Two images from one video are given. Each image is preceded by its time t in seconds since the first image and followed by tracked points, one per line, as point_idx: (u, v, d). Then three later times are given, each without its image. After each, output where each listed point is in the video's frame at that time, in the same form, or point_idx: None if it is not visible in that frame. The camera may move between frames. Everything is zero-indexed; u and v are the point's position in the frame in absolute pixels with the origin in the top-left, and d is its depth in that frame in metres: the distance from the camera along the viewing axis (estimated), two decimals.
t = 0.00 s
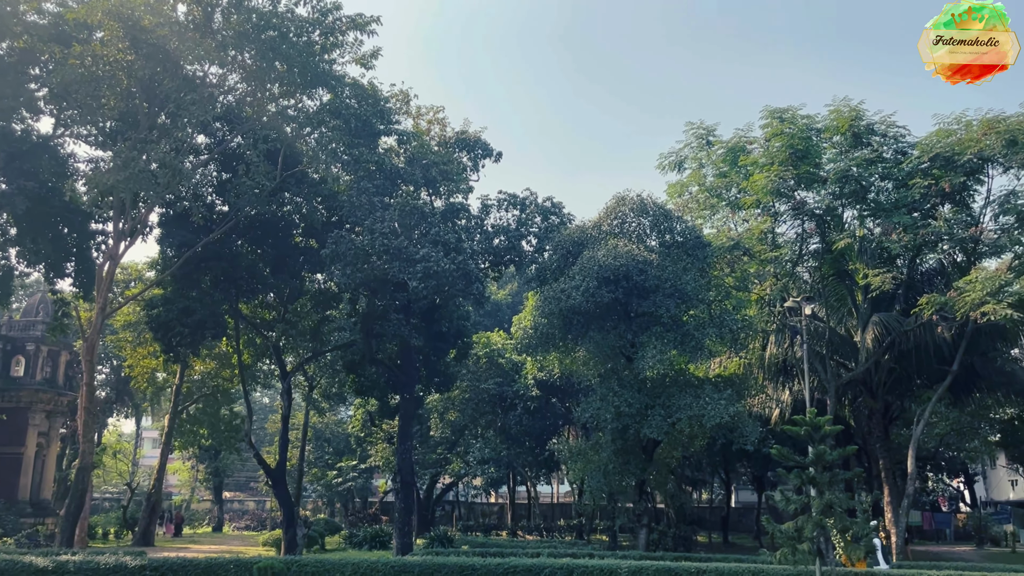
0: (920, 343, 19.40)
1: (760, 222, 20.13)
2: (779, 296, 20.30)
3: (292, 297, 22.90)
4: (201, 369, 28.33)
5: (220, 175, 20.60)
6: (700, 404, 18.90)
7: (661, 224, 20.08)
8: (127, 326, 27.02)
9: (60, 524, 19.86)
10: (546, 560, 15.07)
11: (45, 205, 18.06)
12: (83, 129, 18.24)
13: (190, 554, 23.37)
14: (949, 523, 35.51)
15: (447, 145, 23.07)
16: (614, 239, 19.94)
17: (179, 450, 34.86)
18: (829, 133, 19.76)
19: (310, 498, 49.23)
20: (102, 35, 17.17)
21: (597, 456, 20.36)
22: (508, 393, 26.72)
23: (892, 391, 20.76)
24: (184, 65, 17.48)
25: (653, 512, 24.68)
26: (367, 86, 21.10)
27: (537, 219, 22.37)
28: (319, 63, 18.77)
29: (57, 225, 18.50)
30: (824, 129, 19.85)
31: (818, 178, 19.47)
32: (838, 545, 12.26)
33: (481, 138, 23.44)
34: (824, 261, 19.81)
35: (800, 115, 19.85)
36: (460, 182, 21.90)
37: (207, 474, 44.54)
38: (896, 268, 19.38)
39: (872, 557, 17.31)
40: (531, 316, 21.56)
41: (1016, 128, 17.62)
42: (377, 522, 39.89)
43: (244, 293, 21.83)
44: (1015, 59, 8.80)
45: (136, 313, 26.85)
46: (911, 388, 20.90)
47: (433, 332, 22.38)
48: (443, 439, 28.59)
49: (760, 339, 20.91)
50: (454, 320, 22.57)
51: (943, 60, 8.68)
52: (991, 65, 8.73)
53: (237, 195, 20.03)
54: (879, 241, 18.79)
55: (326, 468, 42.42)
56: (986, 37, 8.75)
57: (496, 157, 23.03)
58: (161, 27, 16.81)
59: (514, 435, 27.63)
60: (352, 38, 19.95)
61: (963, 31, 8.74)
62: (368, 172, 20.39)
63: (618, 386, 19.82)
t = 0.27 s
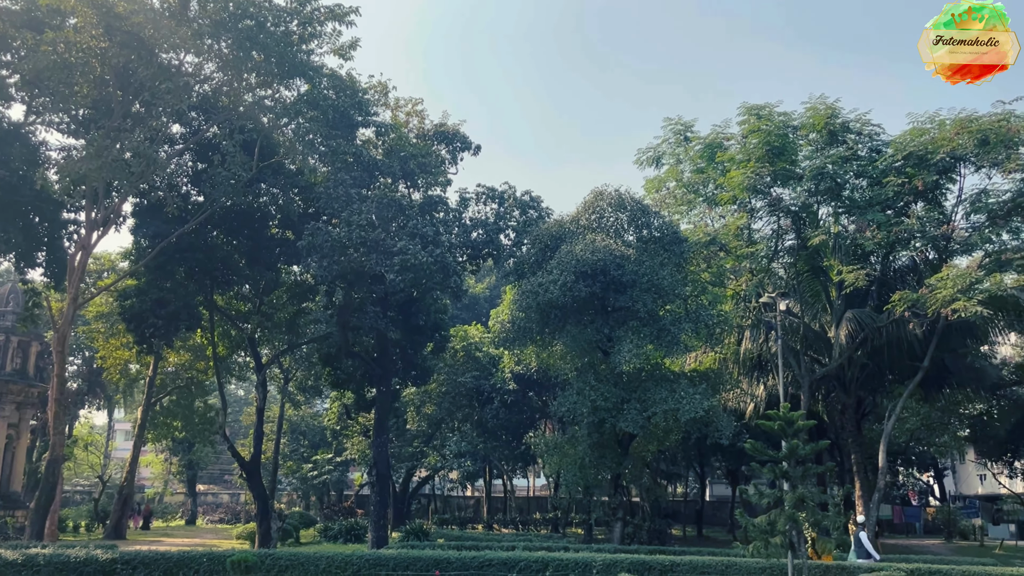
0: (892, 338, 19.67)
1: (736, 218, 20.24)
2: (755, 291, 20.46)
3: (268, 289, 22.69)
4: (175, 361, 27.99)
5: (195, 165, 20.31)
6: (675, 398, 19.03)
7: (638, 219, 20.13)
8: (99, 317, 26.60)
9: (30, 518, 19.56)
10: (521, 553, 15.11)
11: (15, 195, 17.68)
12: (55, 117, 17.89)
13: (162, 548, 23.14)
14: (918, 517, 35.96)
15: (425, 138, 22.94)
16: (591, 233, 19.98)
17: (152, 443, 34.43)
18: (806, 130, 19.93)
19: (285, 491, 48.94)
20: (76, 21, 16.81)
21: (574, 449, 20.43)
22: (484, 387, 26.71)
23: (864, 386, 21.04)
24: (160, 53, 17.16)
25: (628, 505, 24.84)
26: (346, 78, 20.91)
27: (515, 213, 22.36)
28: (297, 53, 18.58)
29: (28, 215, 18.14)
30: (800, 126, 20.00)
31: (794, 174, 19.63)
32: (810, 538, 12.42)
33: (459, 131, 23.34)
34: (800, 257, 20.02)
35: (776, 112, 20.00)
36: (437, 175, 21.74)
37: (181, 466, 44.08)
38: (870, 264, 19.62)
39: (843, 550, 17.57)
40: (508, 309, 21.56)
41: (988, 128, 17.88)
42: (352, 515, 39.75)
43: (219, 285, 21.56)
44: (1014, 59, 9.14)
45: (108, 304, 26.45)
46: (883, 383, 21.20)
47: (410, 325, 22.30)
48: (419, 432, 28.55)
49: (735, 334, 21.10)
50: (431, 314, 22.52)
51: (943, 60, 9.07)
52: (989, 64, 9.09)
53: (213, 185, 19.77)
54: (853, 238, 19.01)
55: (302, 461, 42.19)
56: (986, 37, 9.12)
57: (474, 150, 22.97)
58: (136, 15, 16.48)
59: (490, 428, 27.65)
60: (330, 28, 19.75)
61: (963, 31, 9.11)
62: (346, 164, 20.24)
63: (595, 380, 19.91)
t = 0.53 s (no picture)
0: (861, 336, 19.97)
1: (709, 215, 20.45)
2: (727, 288, 20.65)
3: (240, 282, 22.42)
4: (144, 354, 27.57)
5: (166, 156, 19.98)
6: (647, 394, 19.16)
7: (612, 215, 20.20)
8: (66, 309, 26.11)
9: None
10: (493, 548, 15.12)
11: None
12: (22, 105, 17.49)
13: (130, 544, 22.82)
14: (884, 513, 36.46)
15: (400, 131, 22.80)
16: (566, 229, 20.02)
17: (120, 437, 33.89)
18: (778, 129, 20.14)
19: (255, 486, 48.49)
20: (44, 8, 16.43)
21: (546, 445, 20.51)
22: (458, 381, 26.68)
23: (833, 383, 21.34)
24: (130, 42, 16.84)
25: (600, 500, 24.96)
26: (320, 70, 20.70)
27: (489, 208, 22.32)
28: (270, 44, 18.37)
29: None
30: (773, 125, 20.23)
31: (766, 173, 19.84)
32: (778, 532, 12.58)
33: (435, 125, 23.23)
34: (771, 255, 20.24)
35: (750, 111, 20.18)
36: (412, 169, 21.53)
37: (149, 461, 43.47)
38: (840, 263, 19.87)
39: (810, 545, 17.80)
40: (482, 305, 21.51)
41: (957, 130, 18.19)
42: (323, 510, 39.49)
43: (190, 277, 21.26)
44: (1016, 59, 8.23)
45: (76, 296, 25.97)
46: (851, 380, 21.52)
47: (383, 319, 22.22)
48: (391, 426, 28.42)
49: (707, 331, 21.30)
50: (405, 308, 22.47)
51: (944, 60, 8.16)
52: (992, 64, 8.19)
53: (184, 176, 19.47)
54: (824, 236, 19.25)
55: (273, 456, 41.82)
56: (987, 37, 8.21)
57: (449, 144, 22.87)
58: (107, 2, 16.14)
59: (463, 423, 27.62)
60: (305, 19, 19.54)
61: (964, 31, 8.20)
62: (319, 156, 20.06)
63: (568, 376, 20.00)
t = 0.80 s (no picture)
0: (827, 336, 20.27)
1: (679, 215, 20.64)
2: (696, 287, 20.82)
3: (207, 276, 22.08)
4: (108, 349, 27.05)
5: (133, 147, 19.58)
6: (616, 392, 19.28)
7: (584, 213, 20.26)
8: (27, 302, 25.52)
9: None
10: (461, 544, 15.11)
11: None
12: None
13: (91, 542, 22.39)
14: (848, 510, 37.16)
15: (371, 126, 22.62)
16: (537, 227, 20.03)
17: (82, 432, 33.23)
18: (748, 130, 20.35)
19: (221, 482, 47.88)
20: None
21: (515, 442, 20.54)
22: (427, 378, 26.59)
23: (799, 382, 21.63)
24: (96, 30, 16.46)
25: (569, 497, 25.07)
26: (291, 63, 20.42)
27: (461, 205, 22.25)
28: (241, 36, 18.13)
29: None
30: (743, 126, 20.46)
31: (736, 174, 20.05)
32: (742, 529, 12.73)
33: (407, 121, 23.08)
34: (740, 254, 20.46)
35: (720, 112, 20.38)
36: (383, 164, 21.54)
37: (112, 457, 42.69)
38: (807, 263, 20.13)
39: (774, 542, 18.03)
40: (453, 301, 21.44)
41: (921, 134, 18.53)
42: (290, 506, 39.13)
43: (156, 271, 20.90)
44: (1018, 60, 7.36)
45: (37, 288, 25.39)
46: (817, 379, 21.82)
47: (353, 315, 22.07)
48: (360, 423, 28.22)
49: (676, 329, 21.49)
50: (375, 304, 22.34)
51: (944, 60, 7.35)
52: (992, 65, 7.35)
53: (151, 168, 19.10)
54: (792, 237, 19.52)
55: (240, 452, 41.33)
56: (988, 36, 7.37)
57: (421, 140, 22.75)
58: None
59: (433, 420, 27.54)
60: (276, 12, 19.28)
61: (965, 30, 7.36)
62: (289, 150, 19.88)
63: (538, 373, 20.08)
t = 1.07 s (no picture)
0: (790, 337, 20.59)
1: (647, 216, 20.81)
2: (662, 288, 20.99)
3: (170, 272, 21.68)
4: (67, 344, 26.45)
5: (94, 139, 19.12)
6: (583, 391, 19.36)
7: (552, 213, 20.29)
8: None
9: None
10: (425, 543, 15.03)
11: None
12: None
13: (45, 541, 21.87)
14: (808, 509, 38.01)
15: (339, 122, 22.40)
16: (505, 226, 20.02)
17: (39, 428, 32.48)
18: (715, 133, 20.58)
19: (183, 480, 47.13)
20: None
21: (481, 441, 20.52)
22: (394, 376, 26.44)
23: (762, 383, 21.93)
24: (58, 20, 16.04)
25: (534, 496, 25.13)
26: (258, 57, 20.13)
27: (430, 203, 22.15)
28: (207, 29, 17.86)
29: None
30: (710, 129, 20.68)
31: (703, 176, 20.23)
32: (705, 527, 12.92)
33: (375, 117, 22.91)
34: (705, 256, 20.70)
35: (687, 115, 20.59)
36: (351, 161, 21.26)
37: (70, 454, 41.77)
38: (771, 265, 20.39)
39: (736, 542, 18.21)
40: (420, 300, 21.34)
41: (884, 139, 18.95)
42: (253, 505, 38.64)
43: (117, 265, 20.47)
44: None
45: None
46: (780, 380, 22.13)
47: (319, 312, 21.85)
48: (325, 421, 27.96)
49: (642, 329, 21.66)
50: (341, 302, 22.15)
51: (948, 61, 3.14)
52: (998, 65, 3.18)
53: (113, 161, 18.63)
54: (757, 239, 19.79)
55: (202, 450, 40.72)
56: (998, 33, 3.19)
57: (390, 137, 22.61)
58: None
59: (400, 418, 27.40)
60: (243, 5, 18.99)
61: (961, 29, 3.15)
62: (255, 145, 19.67)
63: (505, 372, 20.11)
